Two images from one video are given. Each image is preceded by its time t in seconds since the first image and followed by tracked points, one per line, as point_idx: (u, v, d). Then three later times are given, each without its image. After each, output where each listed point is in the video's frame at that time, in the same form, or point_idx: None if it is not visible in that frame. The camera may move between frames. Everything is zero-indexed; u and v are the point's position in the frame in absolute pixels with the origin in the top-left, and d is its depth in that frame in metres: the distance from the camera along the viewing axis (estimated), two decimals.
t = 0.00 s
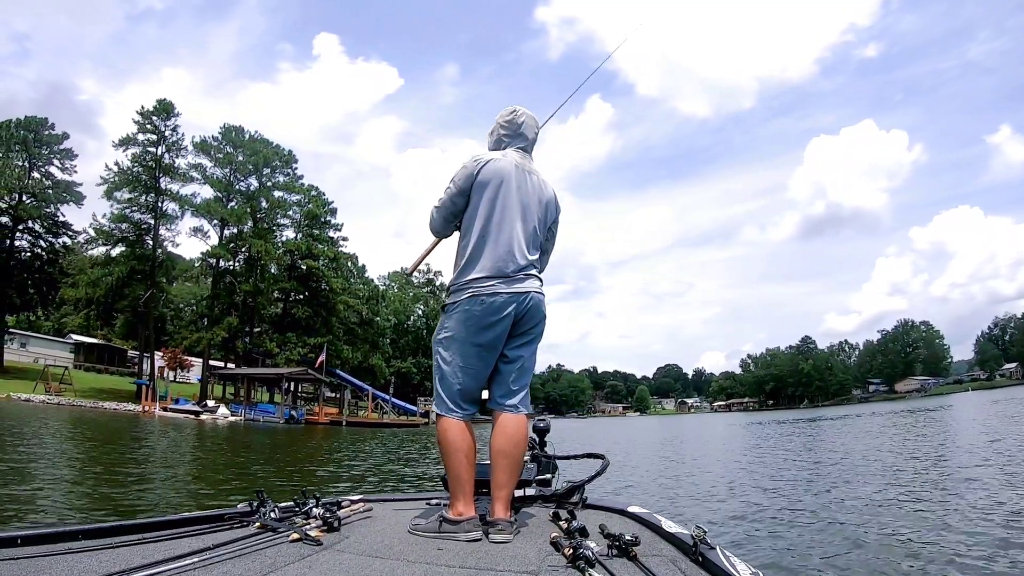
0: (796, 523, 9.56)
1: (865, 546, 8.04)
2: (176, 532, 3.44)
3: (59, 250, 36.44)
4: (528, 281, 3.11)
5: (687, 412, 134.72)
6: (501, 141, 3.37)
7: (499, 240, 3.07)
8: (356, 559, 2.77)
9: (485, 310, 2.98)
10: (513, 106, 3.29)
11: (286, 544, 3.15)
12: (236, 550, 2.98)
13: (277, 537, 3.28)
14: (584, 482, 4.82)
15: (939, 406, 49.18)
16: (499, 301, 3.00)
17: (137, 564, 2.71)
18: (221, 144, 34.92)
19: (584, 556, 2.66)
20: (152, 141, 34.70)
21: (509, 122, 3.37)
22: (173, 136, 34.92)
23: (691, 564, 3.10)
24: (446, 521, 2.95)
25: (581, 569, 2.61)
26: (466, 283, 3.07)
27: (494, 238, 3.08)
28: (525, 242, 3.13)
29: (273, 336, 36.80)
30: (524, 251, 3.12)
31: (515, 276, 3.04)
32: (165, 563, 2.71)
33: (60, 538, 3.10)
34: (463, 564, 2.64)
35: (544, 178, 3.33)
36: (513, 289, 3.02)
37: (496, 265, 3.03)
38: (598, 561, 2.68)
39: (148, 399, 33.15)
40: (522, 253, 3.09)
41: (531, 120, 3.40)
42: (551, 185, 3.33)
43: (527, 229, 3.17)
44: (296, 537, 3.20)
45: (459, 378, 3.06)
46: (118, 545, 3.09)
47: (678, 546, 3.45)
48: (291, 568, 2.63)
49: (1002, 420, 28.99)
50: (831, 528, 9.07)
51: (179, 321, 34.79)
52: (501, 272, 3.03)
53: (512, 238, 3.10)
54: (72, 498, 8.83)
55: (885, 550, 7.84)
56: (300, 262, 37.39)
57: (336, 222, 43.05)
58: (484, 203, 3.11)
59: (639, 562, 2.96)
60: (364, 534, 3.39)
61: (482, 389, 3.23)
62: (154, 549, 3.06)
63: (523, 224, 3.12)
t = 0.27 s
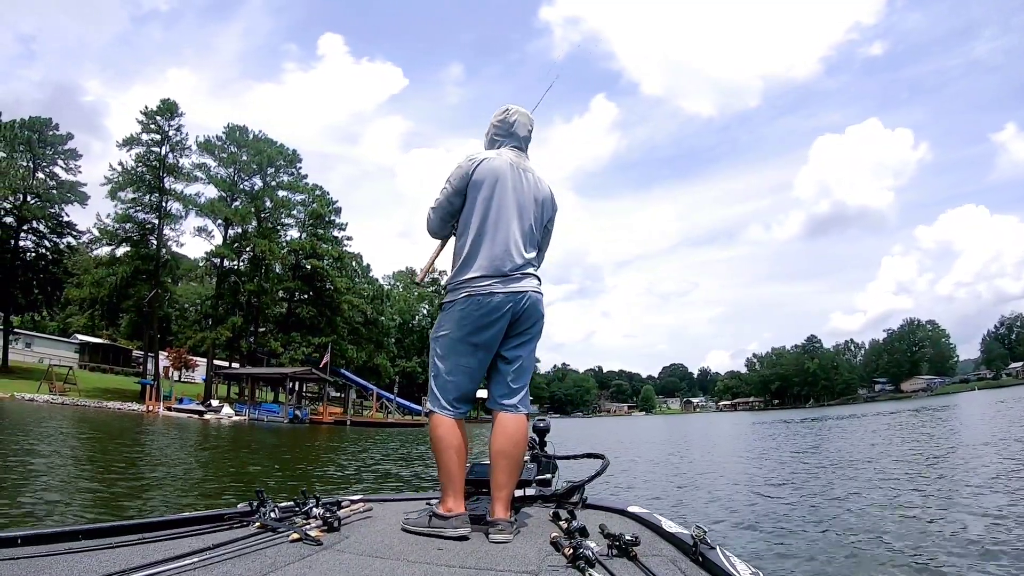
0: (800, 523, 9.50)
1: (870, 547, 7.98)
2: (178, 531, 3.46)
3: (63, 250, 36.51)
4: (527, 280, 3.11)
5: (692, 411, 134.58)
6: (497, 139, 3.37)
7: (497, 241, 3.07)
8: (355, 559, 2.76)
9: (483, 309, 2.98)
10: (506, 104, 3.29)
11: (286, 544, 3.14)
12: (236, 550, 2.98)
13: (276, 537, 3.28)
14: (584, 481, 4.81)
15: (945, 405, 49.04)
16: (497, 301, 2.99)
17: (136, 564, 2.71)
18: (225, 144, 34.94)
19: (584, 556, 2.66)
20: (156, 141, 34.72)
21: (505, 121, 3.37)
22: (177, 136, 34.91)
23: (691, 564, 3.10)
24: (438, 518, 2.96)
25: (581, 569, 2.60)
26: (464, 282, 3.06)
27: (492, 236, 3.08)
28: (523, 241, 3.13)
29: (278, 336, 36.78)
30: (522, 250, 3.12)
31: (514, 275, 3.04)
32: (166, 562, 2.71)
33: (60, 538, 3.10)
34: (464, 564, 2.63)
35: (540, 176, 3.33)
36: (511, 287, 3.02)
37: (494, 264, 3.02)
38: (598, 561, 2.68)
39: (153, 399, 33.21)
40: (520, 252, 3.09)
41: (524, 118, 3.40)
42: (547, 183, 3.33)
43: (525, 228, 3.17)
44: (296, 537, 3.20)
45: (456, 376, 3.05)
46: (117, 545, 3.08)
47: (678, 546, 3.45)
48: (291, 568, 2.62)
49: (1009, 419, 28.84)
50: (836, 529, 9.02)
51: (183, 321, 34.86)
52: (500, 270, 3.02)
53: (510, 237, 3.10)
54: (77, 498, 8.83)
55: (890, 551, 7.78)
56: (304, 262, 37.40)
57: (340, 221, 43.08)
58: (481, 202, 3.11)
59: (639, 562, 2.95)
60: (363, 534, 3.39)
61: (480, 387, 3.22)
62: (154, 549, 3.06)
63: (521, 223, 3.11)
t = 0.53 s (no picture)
0: (802, 523, 9.47)
1: (871, 548, 7.95)
2: (177, 530, 3.47)
3: (68, 250, 36.59)
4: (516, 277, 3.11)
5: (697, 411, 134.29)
6: (482, 138, 3.38)
7: (484, 239, 3.07)
8: (355, 558, 2.75)
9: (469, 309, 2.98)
10: (488, 102, 3.31)
11: (286, 543, 3.14)
12: (235, 549, 2.97)
13: (276, 536, 3.28)
14: (584, 481, 4.81)
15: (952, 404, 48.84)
16: (484, 299, 2.98)
17: (137, 563, 2.71)
18: (229, 144, 34.98)
19: (584, 555, 2.65)
20: (160, 141, 34.76)
21: (489, 119, 3.38)
22: (181, 136, 34.96)
23: (690, 564, 3.09)
24: (431, 520, 2.97)
25: (581, 568, 2.60)
26: (451, 281, 3.07)
27: (477, 235, 3.08)
28: (509, 238, 3.13)
29: (282, 336, 36.79)
30: (509, 246, 3.12)
31: (501, 271, 3.04)
32: (166, 561, 2.71)
33: (61, 536, 3.10)
34: (464, 563, 2.63)
35: (525, 172, 3.32)
36: (498, 284, 3.02)
37: (481, 262, 3.02)
38: (598, 561, 2.68)
39: (157, 399, 33.25)
40: (507, 249, 3.10)
41: (508, 114, 3.41)
42: (533, 179, 3.33)
43: (512, 224, 3.16)
44: (296, 535, 3.19)
45: (448, 375, 3.05)
46: (117, 543, 3.09)
47: (678, 546, 3.45)
48: (290, 568, 2.61)
49: (1016, 419, 28.67)
50: (838, 529, 8.99)
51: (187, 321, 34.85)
52: (487, 268, 3.02)
53: (496, 234, 3.11)
54: (80, 498, 8.82)
55: (890, 551, 7.75)
56: (308, 262, 37.40)
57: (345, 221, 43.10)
58: (466, 201, 3.12)
59: (639, 561, 2.95)
60: (363, 533, 3.37)
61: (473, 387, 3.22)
62: (154, 547, 3.06)
63: (507, 220, 3.11)
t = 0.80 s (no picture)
0: (805, 524, 9.47)
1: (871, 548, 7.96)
2: (178, 529, 3.45)
3: (73, 250, 36.59)
4: (495, 271, 3.10)
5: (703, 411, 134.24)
6: (460, 138, 3.42)
7: (461, 236, 3.08)
8: (354, 557, 2.74)
9: (447, 306, 2.96)
10: (462, 101, 3.35)
11: (286, 543, 3.13)
12: (235, 548, 2.96)
13: (276, 535, 3.26)
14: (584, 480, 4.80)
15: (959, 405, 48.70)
16: (461, 296, 2.98)
17: (136, 562, 2.70)
18: (234, 144, 34.96)
19: (584, 555, 2.65)
20: (164, 141, 34.77)
21: (466, 119, 3.42)
22: (185, 136, 34.97)
23: (690, 564, 3.09)
24: (431, 520, 2.96)
25: (582, 568, 2.60)
26: (429, 279, 3.09)
27: (454, 234, 3.09)
28: (488, 235, 3.13)
29: (287, 336, 36.76)
30: (487, 243, 3.12)
31: (479, 267, 3.04)
32: (166, 560, 2.70)
33: (62, 535, 3.09)
34: (464, 563, 2.62)
35: (503, 167, 3.34)
36: (476, 279, 3.01)
37: (457, 259, 3.03)
38: (598, 560, 2.68)
39: (161, 399, 33.26)
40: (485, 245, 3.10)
41: (483, 112, 3.44)
42: (511, 173, 3.34)
43: (490, 220, 3.16)
44: (296, 535, 3.19)
45: (435, 373, 3.04)
46: (117, 542, 3.08)
47: (677, 546, 3.45)
48: (290, 567, 2.59)
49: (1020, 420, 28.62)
50: (840, 529, 8.99)
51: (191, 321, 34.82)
52: (464, 265, 3.02)
53: (474, 230, 3.11)
54: (82, 498, 8.80)
55: (891, 551, 7.76)
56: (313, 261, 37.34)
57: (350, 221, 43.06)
58: (441, 201, 3.15)
59: (639, 561, 2.95)
60: (363, 532, 3.36)
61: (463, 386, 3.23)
62: (154, 547, 3.05)
63: (484, 216, 3.12)
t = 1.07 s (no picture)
0: (808, 523, 9.52)
1: (872, 546, 8.01)
2: (179, 531, 3.43)
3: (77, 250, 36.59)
4: (480, 266, 3.12)
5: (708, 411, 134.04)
6: (440, 138, 3.47)
7: (443, 232, 3.11)
8: (357, 558, 2.72)
9: (431, 303, 2.99)
10: (442, 100, 3.40)
11: (287, 544, 3.11)
12: (237, 549, 2.94)
13: (277, 536, 3.25)
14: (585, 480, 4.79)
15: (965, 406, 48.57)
16: (446, 293, 3.01)
17: (138, 564, 2.67)
18: (238, 144, 34.93)
19: (586, 555, 2.66)
20: (168, 141, 34.76)
21: (445, 118, 3.48)
22: (189, 135, 34.95)
23: (691, 563, 3.09)
24: (432, 521, 2.97)
25: (582, 568, 2.60)
26: (414, 278, 3.12)
27: (435, 231, 3.11)
28: (470, 231, 3.16)
29: (291, 336, 36.75)
30: (470, 239, 3.15)
31: (463, 262, 3.06)
32: (168, 562, 2.68)
33: (63, 537, 3.06)
34: (465, 564, 2.62)
35: (484, 163, 3.37)
36: (460, 275, 3.04)
37: (440, 255, 3.05)
38: (598, 560, 2.69)
39: (165, 400, 33.27)
40: (468, 240, 3.13)
41: (463, 110, 3.49)
42: (493, 169, 3.37)
43: (471, 216, 3.19)
44: (297, 536, 3.17)
45: (426, 374, 3.05)
46: (118, 544, 3.05)
47: (678, 545, 3.44)
48: (292, 568, 2.57)
49: None
50: (842, 529, 9.03)
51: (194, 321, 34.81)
52: (447, 261, 3.05)
53: (456, 226, 3.15)
54: (82, 499, 8.73)
55: (892, 551, 7.79)
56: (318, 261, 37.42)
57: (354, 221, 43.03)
58: (422, 200, 3.18)
59: (639, 561, 2.95)
60: (364, 533, 3.34)
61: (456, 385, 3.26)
62: (155, 549, 3.02)
63: (466, 212, 3.15)
